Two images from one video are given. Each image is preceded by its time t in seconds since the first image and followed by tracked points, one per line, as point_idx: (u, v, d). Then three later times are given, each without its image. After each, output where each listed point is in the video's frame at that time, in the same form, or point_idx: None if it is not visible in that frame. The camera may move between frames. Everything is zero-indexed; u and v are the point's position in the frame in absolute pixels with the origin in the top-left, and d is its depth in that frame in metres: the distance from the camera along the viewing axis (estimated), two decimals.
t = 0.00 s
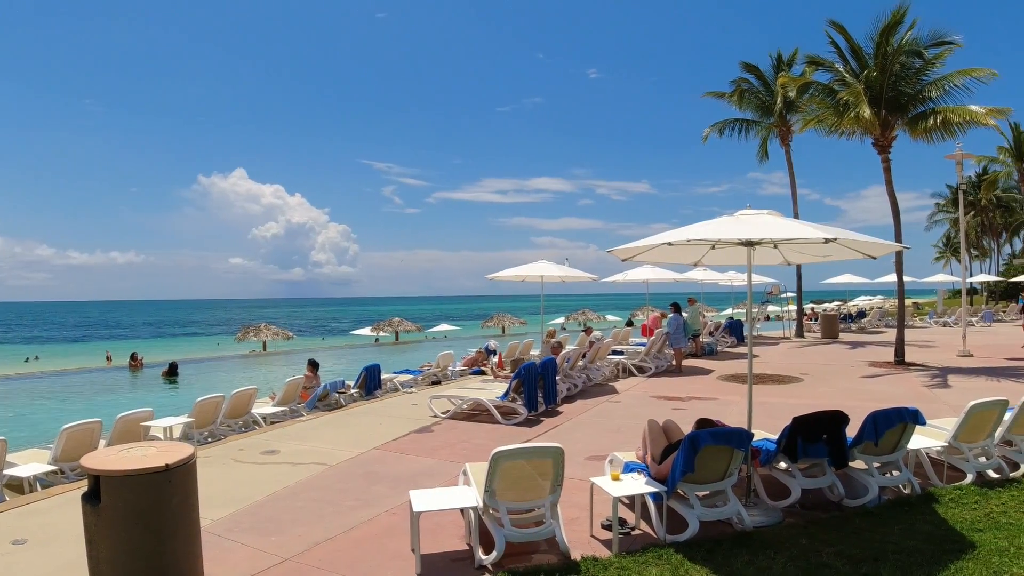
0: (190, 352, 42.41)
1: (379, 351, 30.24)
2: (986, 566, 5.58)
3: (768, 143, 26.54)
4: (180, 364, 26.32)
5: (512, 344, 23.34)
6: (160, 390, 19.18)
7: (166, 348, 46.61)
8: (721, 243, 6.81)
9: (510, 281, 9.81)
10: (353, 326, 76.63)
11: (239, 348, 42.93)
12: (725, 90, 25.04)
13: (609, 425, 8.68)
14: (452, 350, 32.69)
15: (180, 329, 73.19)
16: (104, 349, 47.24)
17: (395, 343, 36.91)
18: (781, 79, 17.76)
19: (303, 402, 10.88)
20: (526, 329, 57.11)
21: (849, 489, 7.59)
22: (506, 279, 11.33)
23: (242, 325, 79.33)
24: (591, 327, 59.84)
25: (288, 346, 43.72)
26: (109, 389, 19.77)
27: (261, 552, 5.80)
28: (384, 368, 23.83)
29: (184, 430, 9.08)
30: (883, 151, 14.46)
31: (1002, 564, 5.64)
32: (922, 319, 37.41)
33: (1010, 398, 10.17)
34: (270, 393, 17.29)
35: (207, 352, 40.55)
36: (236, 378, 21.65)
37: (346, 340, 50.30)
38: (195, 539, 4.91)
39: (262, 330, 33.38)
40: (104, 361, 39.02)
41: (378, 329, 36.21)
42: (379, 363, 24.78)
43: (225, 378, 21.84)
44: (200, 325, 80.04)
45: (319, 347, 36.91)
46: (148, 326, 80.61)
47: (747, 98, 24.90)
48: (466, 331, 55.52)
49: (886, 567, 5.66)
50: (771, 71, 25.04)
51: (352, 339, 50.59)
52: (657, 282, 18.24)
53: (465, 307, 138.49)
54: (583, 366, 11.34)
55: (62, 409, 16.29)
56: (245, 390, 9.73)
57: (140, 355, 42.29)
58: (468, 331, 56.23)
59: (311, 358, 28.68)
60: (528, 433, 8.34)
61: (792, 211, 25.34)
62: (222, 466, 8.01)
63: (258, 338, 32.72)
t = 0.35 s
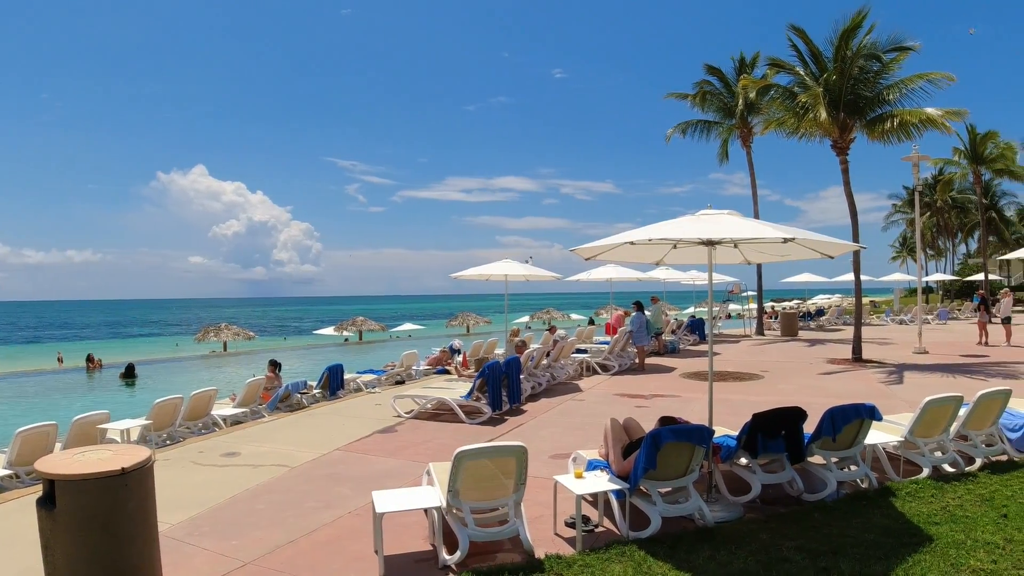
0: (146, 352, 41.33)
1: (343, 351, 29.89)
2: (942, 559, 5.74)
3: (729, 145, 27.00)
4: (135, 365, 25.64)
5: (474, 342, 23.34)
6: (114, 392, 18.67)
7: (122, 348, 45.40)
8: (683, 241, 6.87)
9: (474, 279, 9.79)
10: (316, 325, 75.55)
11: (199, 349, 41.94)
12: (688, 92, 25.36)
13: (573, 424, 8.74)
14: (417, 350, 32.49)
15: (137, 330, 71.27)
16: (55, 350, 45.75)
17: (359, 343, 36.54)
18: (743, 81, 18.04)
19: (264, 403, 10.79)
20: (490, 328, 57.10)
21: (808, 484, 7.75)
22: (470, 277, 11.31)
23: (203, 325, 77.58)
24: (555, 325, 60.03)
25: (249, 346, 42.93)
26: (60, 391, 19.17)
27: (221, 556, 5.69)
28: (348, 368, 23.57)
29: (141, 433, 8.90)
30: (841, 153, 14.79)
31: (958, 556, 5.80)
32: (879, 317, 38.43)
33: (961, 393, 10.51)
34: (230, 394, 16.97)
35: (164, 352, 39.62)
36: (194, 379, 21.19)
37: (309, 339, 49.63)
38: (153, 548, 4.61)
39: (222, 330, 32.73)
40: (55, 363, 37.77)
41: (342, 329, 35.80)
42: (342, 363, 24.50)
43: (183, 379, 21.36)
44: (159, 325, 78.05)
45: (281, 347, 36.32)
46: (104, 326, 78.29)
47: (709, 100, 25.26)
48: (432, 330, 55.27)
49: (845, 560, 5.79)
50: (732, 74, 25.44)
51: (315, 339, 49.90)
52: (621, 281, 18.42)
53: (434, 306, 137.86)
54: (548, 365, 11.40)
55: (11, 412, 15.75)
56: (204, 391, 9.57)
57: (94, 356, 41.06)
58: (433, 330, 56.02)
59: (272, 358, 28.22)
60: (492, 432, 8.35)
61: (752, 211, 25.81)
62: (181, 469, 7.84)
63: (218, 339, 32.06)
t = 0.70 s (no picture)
0: (100, 354, 40.16)
1: (304, 352, 29.48)
2: (898, 553, 5.91)
3: (689, 146, 27.42)
4: (86, 368, 24.87)
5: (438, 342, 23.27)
6: (63, 396, 18.09)
7: (74, 350, 43.98)
8: (644, 241, 6.95)
9: (437, 279, 9.74)
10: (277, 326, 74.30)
11: (155, 350, 40.90)
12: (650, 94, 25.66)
13: (535, 423, 8.78)
14: (379, 350, 32.19)
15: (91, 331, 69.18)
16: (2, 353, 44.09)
17: (321, 343, 36.09)
18: (704, 83, 18.31)
19: (222, 405, 10.61)
20: (453, 327, 57.03)
21: (767, 479, 7.90)
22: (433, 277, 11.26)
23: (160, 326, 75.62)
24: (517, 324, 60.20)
25: (207, 348, 41.99)
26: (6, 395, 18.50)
27: (178, 562, 5.54)
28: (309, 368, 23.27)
29: (96, 437, 8.66)
30: (800, 155, 15.13)
31: (914, 549, 5.99)
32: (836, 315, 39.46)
33: (911, 389, 10.87)
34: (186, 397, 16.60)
35: (118, 354, 38.52)
36: (149, 382, 20.68)
37: (271, 340, 48.85)
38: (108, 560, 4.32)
39: (180, 330, 31.99)
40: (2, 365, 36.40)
41: (303, 329, 35.33)
42: (302, 364, 24.17)
43: (137, 382, 20.82)
44: (114, 326, 75.83)
45: (240, 347, 35.67)
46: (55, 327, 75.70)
47: (670, 101, 25.60)
48: (395, 330, 54.95)
49: (804, 554, 5.92)
50: (693, 76, 25.82)
51: (276, 339, 49.08)
52: (583, 280, 18.59)
53: (401, 306, 136.98)
54: (511, 364, 11.43)
55: None
56: (161, 393, 9.35)
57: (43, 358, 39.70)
58: (396, 329, 55.71)
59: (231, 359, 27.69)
60: (456, 432, 8.34)
61: (712, 212, 26.27)
62: (136, 473, 7.63)
63: (176, 340, 31.30)
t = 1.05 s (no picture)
0: (62, 356, 39.19)
1: (274, 353, 29.09)
2: (866, 548, 6.01)
3: (660, 146, 27.65)
4: (47, 371, 24.24)
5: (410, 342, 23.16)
6: (23, 400, 17.61)
7: (35, 353, 42.82)
8: (614, 240, 6.97)
9: (407, 279, 9.68)
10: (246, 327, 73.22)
11: (120, 352, 40.03)
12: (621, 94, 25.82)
13: (507, 423, 8.78)
14: (350, 351, 31.96)
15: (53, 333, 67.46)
16: None
17: (291, 344, 35.70)
18: (674, 84, 18.45)
19: (190, 408, 10.45)
20: (426, 327, 56.75)
21: (736, 476, 7.99)
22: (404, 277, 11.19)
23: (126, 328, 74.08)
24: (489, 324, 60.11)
25: (174, 350, 41.24)
26: None
27: (144, 568, 5.43)
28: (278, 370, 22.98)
29: (60, 442, 8.48)
30: (768, 156, 15.33)
31: (881, 543, 6.10)
32: (805, 313, 40.09)
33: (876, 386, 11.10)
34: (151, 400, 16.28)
35: (82, 357, 37.69)
36: (113, 385, 20.24)
37: (240, 341, 48.15)
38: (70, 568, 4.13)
39: (146, 332, 31.38)
40: None
41: (272, 330, 34.87)
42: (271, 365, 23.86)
43: (100, 385, 20.37)
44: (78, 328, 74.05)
45: (208, 349, 35.10)
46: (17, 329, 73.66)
47: (641, 102, 25.79)
48: (367, 330, 54.55)
49: (774, 550, 6.00)
50: (664, 77, 26.04)
51: (245, 341, 48.35)
52: (555, 280, 18.66)
53: (376, 306, 136.05)
54: (483, 364, 11.43)
55: None
56: (128, 397, 9.18)
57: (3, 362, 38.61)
58: (368, 330, 55.32)
59: (197, 361, 27.21)
60: (428, 433, 8.29)
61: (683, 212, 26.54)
62: (101, 478, 7.46)
63: (142, 342, 30.69)
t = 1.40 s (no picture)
0: (24, 360, 38.25)
1: (243, 356, 28.72)
2: (834, 545, 6.10)
3: (632, 148, 27.87)
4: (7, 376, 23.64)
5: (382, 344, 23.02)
6: None
7: None
8: (585, 242, 6.99)
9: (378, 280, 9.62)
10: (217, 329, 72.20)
11: (85, 356, 39.19)
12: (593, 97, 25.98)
13: (478, 425, 8.78)
14: (322, 353, 31.68)
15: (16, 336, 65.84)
16: None
17: (261, 346, 35.31)
18: (645, 87, 18.57)
19: (156, 412, 10.28)
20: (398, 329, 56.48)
21: (706, 476, 8.07)
22: (374, 278, 11.13)
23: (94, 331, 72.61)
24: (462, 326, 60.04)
25: (141, 352, 40.50)
26: None
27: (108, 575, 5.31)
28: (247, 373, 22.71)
29: (23, 448, 8.28)
30: (738, 159, 15.51)
31: (848, 541, 6.19)
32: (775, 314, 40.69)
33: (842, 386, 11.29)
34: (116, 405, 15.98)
35: (44, 361, 36.83)
36: (76, 389, 19.81)
37: (210, 343, 47.47)
38: (34, 568, 3.98)
39: (113, 335, 30.81)
40: None
41: (242, 332, 34.47)
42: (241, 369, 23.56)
43: (63, 389, 19.93)
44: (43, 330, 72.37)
45: (176, 352, 34.55)
46: None
47: (612, 104, 25.98)
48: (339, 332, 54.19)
49: (743, 549, 6.06)
50: (636, 80, 26.24)
51: (215, 343, 47.64)
52: (527, 281, 18.70)
53: (353, 308, 135.08)
54: (455, 366, 11.40)
55: None
56: (93, 401, 9.01)
57: None
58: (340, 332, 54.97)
59: (164, 364, 26.76)
60: (399, 436, 8.25)
61: (655, 214, 26.78)
62: (65, 484, 7.29)
63: (108, 345, 30.10)
